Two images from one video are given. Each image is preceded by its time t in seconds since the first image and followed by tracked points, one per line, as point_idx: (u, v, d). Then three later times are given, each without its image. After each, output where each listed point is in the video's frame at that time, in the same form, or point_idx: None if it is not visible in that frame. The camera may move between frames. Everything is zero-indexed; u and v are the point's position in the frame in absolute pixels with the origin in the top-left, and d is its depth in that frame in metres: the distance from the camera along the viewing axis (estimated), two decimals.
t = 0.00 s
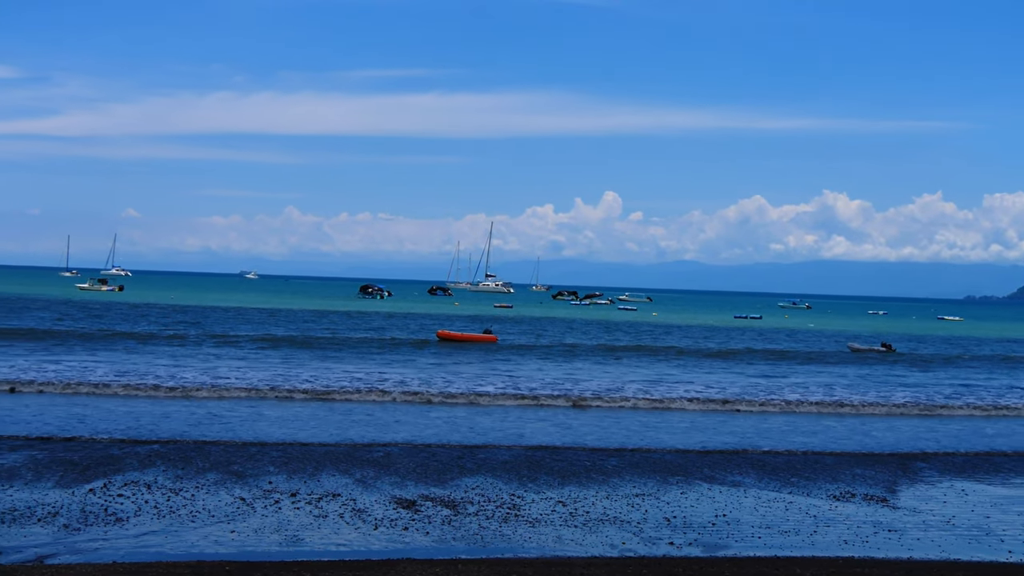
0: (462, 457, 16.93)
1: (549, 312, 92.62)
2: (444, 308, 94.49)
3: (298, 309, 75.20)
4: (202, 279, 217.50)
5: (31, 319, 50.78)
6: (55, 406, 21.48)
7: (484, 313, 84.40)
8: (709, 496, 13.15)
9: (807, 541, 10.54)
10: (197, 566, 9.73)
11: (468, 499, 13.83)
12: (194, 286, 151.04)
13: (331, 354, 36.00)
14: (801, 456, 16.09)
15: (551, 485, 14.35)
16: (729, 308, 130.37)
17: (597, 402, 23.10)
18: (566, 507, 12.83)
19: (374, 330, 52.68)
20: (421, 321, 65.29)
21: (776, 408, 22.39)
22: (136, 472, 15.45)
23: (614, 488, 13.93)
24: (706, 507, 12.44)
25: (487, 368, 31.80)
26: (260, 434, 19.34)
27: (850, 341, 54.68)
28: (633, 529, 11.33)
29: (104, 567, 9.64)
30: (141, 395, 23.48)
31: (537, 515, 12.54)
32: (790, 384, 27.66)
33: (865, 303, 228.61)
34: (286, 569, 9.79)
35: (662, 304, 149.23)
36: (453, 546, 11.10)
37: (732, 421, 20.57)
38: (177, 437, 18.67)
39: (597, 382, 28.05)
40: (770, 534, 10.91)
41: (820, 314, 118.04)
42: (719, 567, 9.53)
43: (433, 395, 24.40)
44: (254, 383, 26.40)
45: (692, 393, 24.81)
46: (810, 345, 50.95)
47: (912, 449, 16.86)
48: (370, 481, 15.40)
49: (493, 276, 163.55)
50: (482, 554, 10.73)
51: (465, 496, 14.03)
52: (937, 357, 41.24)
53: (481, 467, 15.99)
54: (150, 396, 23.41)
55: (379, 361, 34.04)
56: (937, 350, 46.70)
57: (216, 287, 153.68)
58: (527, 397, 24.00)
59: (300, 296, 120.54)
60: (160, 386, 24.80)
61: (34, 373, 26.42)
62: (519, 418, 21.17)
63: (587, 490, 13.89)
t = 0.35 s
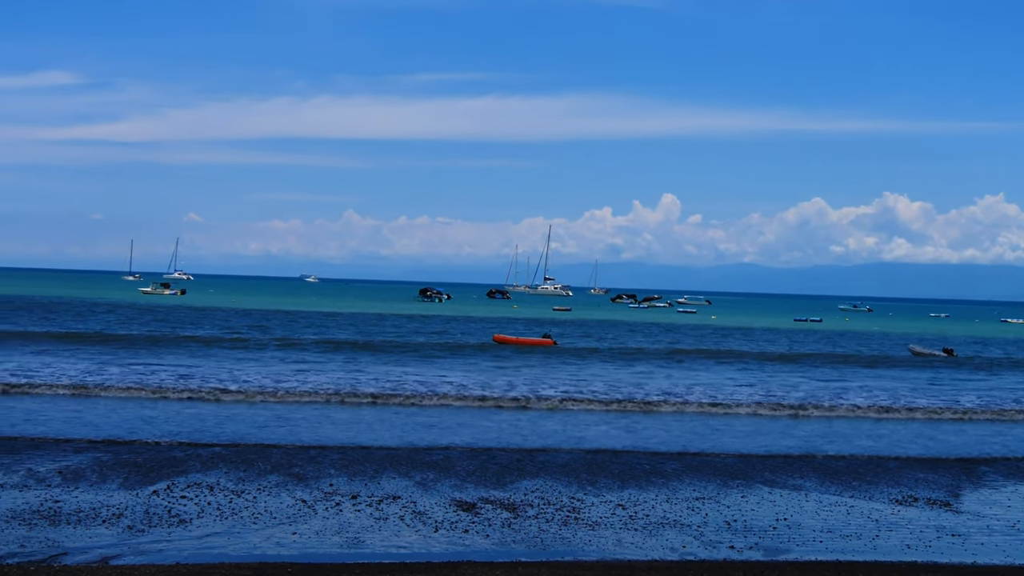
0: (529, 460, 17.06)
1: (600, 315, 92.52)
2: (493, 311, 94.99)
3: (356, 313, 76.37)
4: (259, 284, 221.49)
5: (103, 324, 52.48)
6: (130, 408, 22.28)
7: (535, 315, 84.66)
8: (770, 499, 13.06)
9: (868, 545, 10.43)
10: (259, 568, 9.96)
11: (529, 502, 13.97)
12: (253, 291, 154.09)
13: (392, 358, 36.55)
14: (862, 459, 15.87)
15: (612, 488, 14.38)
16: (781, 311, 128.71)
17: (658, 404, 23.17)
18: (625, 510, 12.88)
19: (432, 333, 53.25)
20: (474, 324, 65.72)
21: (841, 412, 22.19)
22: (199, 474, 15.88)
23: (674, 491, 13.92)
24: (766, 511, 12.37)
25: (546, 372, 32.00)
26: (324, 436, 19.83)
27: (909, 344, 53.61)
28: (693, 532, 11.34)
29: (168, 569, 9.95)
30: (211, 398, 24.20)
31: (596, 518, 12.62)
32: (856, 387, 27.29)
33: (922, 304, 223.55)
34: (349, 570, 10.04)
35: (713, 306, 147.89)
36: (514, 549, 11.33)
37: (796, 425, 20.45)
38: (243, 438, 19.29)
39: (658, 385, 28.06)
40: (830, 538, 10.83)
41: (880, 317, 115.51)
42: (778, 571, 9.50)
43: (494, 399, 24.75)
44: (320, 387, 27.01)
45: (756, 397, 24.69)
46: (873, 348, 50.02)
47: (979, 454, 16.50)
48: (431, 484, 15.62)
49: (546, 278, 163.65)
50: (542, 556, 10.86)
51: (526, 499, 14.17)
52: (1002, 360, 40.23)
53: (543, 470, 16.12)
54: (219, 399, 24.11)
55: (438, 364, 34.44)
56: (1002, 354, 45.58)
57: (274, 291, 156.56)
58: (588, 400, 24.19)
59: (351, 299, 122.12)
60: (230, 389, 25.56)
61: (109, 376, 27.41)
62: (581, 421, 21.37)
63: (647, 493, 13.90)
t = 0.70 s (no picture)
0: (595, 462, 17.02)
1: (657, 317, 91.98)
2: (550, 313, 95.13)
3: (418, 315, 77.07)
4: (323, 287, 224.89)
5: (175, 327, 53.97)
6: (197, 411, 22.92)
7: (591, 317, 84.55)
8: (833, 502, 12.86)
9: (933, 549, 10.24)
10: (320, 570, 10.22)
11: (590, 505, 14.01)
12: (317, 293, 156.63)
13: (453, 361, 36.78)
14: (928, 462, 15.53)
15: (674, 490, 14.32)
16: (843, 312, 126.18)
17: (720, 408, 22.90)
18: (687, 513, 12.84)
19: (492, 335, 53.40)
20: (531, 325, 65.88)
21: (911, 417, 21.60)
22: (262, 475, 16.32)
23: (736, 493, 13.81)
24: (828, 514, 12.21)
25: (607, 375, 31.82)
26: (384, 439, 20.13)
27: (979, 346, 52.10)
28: (756, 535, 11.26)
29: (232, 570, 10.27)
30: (276, 401, 24.75)
31: (657, 520, 12.61)
32: (929, 391, 26.50)
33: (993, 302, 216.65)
34: (411, 572, 10.24)
35: (773, 307, 145.65)
36: (575, 550, 11.40)
37: (863, 429, 19.98)
38: (304, 440, 19.72)
39: (720, 388, 27.71)
40: (894, 541, 10.66)
41: (962, 319, 112.26)
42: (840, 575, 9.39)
43: (553, 403, 24.78)
44: (381, 390, 27.36)
45: (822, 401, 24.20)
46: (947, 351, 48.46)
47: None
48: (491, 486, 15.76)
49: (608, 278, 162.49)
50: (604, 559, 10.91)
51: (587, 502, 14.20)
52: None
53: (604, 472, 16.13)
54: (283, 402, 24.64)
55: (499, 368, 34.55)
56: None
57: (340, 292, 159.11)
58: (646, 404, 24.05)
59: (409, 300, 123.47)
60: (295, 392, 26.07)
61: (179, 379, 28.23)
62: (640, 424, 21.28)
63: (709, 495, 13.81)
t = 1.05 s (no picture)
0: (651, 463, 16.99)
1: (711, 317, 91.18)
2: (603, 313, 95.00)
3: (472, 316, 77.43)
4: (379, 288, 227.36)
5: (235, 329, 55.16)
6: (256, 412, 23.43)
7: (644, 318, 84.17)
8: (892, 504, 12.66)
9: (994, 552, 10.04)
10: (376, 571, 10.44)
11: (646, 506, 14.01)
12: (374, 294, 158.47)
13: (507, 362, 36.90)
14: (991, 464, 15.16)
15: (731, 492, 14.23)
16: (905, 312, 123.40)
17: (775, 411, 22.64)
18: (742, 514, 12.76)
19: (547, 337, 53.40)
20: (584, 326, 65.85)
21: (978, 420, 20.99)
22: (318, 475, 16.67)
23: (793, 495, 13.67)
24: (887, 516, 12.04)
25: (663, 377, 31.58)
26: (437, 440, 20.36)
27: None
28: (813, 537, 11.15)
29: (289, 570, 10.53)
30: (332, 402, 25.15)
31: (713, 522, 12.55)
32: (998, 393, 25.71)
33: None
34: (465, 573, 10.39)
35: (831, 307, 143.17)
36: (631, 552, 11.41)
37: (925, 432, 19.53)
38: (359, 441, 20.05)
39: (778, 390, 27.28)
40: (954, 544, 10.48)
41: None
42: None
43: (606, 405, 24.69)
44: (436, 392, 27.60)
45: (884, 403, 23.66)
46: (1015, 352, 47.08)
47: None
48: (547, 487, 15.87)
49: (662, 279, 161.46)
50: (661, 560, 10.94)
51: (644, 503, 14.21)
52: None
53: (659, 473, 16.10)
54: (338, 403, 25.03)
55: (553, 369, 34.54)
56: None
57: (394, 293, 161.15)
58: (701, 406, 23.84)
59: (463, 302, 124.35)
60: (351, 394, 26.46)
61: (239, 381, 28.86)
62: (695, 427, 21.11)
63: (766, 497, 13.71)
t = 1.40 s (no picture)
0: (704, 465, 16.92)
1: (764, 317, 90.04)
2: (654, 314, 94.49)
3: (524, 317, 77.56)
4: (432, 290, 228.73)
5: (290, 330, 56.08)
6: (308, 413, 23.85)
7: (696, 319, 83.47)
8: (950, 506, 12.44)
9: None
10: (427, 572, 10.64)
11: (699, 507, 13.98)
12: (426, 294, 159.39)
13: (557, 364, 36.89)
14: None
15: (784, 494, 14.12)
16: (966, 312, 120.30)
17: (829, 413, 22.32)
18: (795, 516, 12.66)
19: (598, 338, 53.24)
20: (635, 327, 65.56)
21: None
22: (371, 476, 16.96)
23: (846, 497, 13.51)
24: (942, 518, 11.85)
25: (715, 379, 31.25)
26: (487, 442, 20.52)
27: None
28: (866, 538, 11.05)
29: (340, 571, 10.78)
30: (383, 404, 25.47)
31: (766, 524, 12.47)
32: None
33: None
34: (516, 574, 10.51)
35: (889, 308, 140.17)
36: (684, 554, 11.42)
37: (985, 434, 19.09)
38: (410, 442, 20.32)
39: (834, 393, 26.82)
40: (1013, 546, 10.28)
41: None
42: None
43: (657, 408, 24.55)
44: (485, 394, 27.75)
45: (944, 405, 23.14)
46: None
47: None
48: (599, 488, 15.93)
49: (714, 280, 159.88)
50: (714, 562, 10.94)
51: (696, 504, 14.18)
52: None
53: (711, 475, 16.03)
54: (389, 405, 25.34)
55: (604, 371, 34.45)
56: None
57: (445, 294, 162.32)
58: (753, 409, 23.58)
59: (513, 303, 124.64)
60: (402, 396, 26.75)
61: (292, 382, 29.38)
62: (746, 429, 20.90)
63: (821, 499, 13.57)
